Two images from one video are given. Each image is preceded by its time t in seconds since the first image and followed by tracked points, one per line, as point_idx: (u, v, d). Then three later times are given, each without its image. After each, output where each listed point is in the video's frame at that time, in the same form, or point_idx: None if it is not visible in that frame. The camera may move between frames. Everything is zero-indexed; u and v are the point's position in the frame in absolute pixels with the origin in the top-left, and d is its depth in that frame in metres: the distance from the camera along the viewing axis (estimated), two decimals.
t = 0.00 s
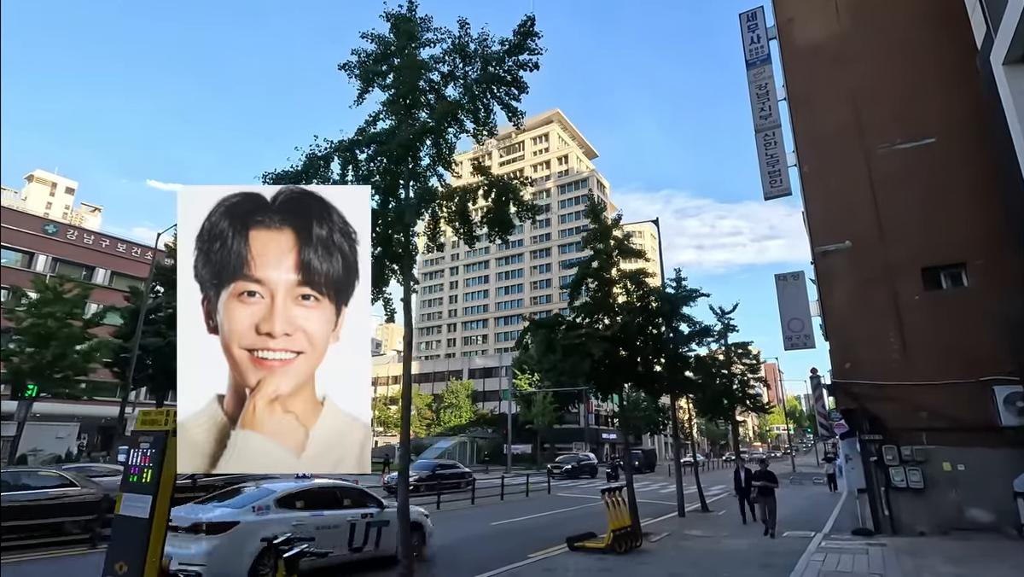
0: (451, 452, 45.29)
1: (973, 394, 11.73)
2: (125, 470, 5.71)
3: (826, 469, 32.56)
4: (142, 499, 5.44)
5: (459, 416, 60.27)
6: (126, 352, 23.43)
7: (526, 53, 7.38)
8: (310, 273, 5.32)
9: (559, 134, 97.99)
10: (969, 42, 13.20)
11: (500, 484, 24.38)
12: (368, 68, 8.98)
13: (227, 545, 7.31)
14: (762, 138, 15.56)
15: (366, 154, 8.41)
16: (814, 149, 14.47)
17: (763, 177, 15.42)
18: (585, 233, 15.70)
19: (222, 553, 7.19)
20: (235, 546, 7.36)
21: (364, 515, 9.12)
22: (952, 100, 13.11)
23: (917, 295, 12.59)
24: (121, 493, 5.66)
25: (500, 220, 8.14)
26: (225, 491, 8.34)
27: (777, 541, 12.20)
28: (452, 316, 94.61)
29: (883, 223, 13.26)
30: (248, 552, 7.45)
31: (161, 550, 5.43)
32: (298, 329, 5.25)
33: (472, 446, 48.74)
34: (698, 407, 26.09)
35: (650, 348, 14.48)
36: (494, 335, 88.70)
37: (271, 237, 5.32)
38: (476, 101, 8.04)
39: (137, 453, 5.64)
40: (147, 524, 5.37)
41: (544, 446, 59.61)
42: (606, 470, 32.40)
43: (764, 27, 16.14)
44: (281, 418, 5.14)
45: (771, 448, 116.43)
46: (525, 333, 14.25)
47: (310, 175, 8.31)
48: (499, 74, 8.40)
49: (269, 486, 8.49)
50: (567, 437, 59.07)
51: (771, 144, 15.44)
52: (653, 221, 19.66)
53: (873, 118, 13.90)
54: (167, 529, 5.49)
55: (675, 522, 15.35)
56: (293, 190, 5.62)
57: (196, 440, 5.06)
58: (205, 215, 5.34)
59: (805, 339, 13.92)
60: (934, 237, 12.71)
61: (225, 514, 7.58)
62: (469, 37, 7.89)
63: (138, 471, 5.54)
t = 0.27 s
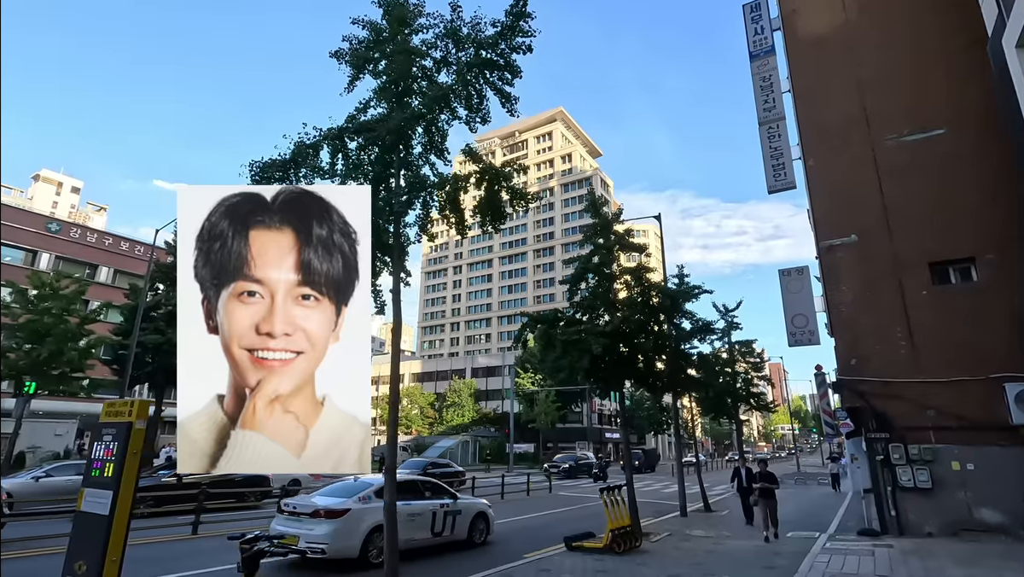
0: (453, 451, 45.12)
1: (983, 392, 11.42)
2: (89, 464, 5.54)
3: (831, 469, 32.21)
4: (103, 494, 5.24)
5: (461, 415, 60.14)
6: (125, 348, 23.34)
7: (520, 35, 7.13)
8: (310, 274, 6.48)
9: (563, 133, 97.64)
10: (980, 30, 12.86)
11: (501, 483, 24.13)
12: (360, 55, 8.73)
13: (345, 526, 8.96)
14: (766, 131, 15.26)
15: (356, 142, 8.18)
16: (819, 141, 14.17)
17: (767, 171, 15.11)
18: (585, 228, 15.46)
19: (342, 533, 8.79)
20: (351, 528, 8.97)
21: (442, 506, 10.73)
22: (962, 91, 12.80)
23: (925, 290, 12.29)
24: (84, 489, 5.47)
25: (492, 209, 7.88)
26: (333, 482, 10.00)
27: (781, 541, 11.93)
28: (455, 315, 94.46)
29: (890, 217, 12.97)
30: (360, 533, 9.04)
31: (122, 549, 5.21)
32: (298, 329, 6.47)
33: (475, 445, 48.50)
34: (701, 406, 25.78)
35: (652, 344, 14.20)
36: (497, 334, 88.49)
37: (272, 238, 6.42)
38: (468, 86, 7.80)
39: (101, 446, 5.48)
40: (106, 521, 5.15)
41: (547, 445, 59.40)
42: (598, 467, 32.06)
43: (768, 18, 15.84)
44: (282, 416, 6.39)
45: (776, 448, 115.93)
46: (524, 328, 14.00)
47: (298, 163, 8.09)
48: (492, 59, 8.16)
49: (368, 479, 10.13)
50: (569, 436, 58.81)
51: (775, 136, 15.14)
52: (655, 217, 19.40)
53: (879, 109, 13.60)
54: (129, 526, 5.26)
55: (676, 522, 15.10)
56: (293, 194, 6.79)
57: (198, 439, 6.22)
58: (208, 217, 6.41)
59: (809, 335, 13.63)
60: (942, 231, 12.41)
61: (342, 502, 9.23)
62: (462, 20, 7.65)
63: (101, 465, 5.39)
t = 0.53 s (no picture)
0: (454, 450, 44.95)
1: (992, 391, 11.10)
2: (45, 467, 5.29)
3: (836, 469, 31.85)
4: (57, 498, 5.01)
5: (463, 414, 60.02)
6: (123, 345, 23.19)
7: (513, 19, 6.90)
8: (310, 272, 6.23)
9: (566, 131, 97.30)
10: (990, 21, 12.53)
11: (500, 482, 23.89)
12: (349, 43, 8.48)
13: (432, 515, 10.73)
14: (769, 125, 14.94)
15: (345, 133, 7.94)
16: (824, 135, 13.84)
17: (771, 165, 14.79)
18: (585, 224, 15.18)
19: (430, 522, 10.53)
20: (437, 518, 10.71)
21: (505, 500, 12.30)
22: (972, 83, 12.47)
23: (933, 287, 11.97)
24: (38, 492, 5.23)
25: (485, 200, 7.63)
26: (414, 480, 11.72)
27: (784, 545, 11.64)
28: (458, 313, 94.35)
29: (897, 212, 12.65)
30: (443, 522, 10.75)
31: (77, 555, 4.97)
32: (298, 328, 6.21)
33: (478, 444, 48.30)
34: (704, 406, 25.49)
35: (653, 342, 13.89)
36: (500, 333, 88.28)
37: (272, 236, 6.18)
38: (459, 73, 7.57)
39: (57, 447, 5.25)
40: (59, 525, 4.91)
41: (549, 445, 59.21)
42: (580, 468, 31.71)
43: (772, 10, 15.53)
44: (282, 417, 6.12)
45: (780, 448, 115.47)
46: (522, 326, 13.75)
47: (284, 154, 7.84)
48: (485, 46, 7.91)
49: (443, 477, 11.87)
50: (572, 435, 58.61)
51: (778, 130, 14.82)
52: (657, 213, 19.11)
53: (887, 102, 13.27)
54: (84, 530, 5.03)
55: (678, 523, 14.83)
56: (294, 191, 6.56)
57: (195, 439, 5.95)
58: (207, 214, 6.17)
59: (814, 333, 13.31)
60: (951, 227, 12.08)
61: (427, 496, 10.97)
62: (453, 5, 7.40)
63: (57, 467, 5.15)
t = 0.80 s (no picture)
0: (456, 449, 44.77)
1: (1002, 387, 10.78)
2: None
3: (840, 468, 31.52)
4: (4, 494, 4.70)
5: (465, 411, 59.86)
6: (119, 341, 22.98)
7: None
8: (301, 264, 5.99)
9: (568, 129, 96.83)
10: (1002, 7, 12.18)
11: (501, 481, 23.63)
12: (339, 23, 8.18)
13: (498, 505, 12.26)
14: (774, 116, 14.61)
15: (334, 117, 7.67)
16: (830, 126, 13.53)
17: (775, 157, 14.48)
18: (585, 217, 14.88)
19: (497, 511, 12.06)
20: (502, 508, 12.22)
21: (555, 493, 13.72)
22: (982, 71, 12.13)
23: (941, 281, 11.65)
24: None
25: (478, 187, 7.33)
26: (476, 474, 13.19)
27: (789, 545, 11.37)
28: (460, 312, 94.16)
29: (905, 205, 12.34)
30: (508, 511, 12.26)
31: (22, 557, 4.65)
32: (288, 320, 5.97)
33: (480, 442, 48.03)
34: (707, 404, 25.18)
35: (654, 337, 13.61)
36: (502, 331, 87.95)
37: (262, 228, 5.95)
38: (451, 56, 7.30)
39: (9, 440, 4.96)
40: (5, 523, 4.60)
41: (551, 443, 58.97)
42: (559, 469, 31.36)
43: None
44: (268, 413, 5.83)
45: (784, 447, 115.22)
46: (520, 321, 13.47)
47: (271, 139, 7.55)
48: (478, 28, 7.65)
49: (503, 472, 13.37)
50: (574, 434, 58.35)
51: (783, 122, 14.49)
52: (659, 208, 18.81)
53: (894, 91, 12.94)
54: (33, 528, 4.71)
55: (679, 522, 14.57)
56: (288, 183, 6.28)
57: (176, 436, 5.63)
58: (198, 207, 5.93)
59: (819, 328, 12.98)
60: (960, 219, 11.75)
61: (493, 488, 12.49)
62: None
63: (8, 459, 4.87)
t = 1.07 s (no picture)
0: (456, 446, 44.51)
1: (1013, 384, 10.47)
2: None
3: (843, 466, 31.21)
4: None
5: (466, 408, 59.66)
6: (115, 336, 22.74)
7: None
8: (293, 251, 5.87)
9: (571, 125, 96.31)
10: None
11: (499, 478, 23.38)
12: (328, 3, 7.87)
13: (549, 497, 13.61)
14: (778, 107, 14.29)
15: (321, 101, 7.37)
16: (836, 117, 13.18)
17: (779, 148, 14.14)
18: (584, 210, 14.56)
19: (549, 502, 13.42)
20: (553, 500, 13.58)
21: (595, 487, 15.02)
22: (993, 59, 11.78)
23: (950, 275, 11.32)
24: None
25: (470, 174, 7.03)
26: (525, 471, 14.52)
27: (791, 545, 11.10)
28: (461, 308, 93.92)
29: (913, 197, 12.01)
30: (558, 503, 13.60)
31: None
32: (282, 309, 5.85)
33: (480, 439, 47.77)
34: (708, 401, 24.88)
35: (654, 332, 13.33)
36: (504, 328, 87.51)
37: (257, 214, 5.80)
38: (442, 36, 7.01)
39: None
40: None
41: (552, 440, 58.71)
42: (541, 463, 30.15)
43: None
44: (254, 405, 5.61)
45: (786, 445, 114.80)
46: (517, 315, 13.17)
47: (255, 123, 7.25)
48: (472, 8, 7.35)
49: (550, 467, 14.64)
50: (575, 431, 58.07)
51: (788, 112, 14.16)
52: (660, 202, 18.49)
53: (902, 80, 12.59)
54: None
55: (679, 521, 14.31)
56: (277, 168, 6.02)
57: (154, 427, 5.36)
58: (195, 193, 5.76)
59: (825, 323, 12.64)
60: (970, 211, 11.43)
61: (544, 483, 13.85)
62: None
63: None
